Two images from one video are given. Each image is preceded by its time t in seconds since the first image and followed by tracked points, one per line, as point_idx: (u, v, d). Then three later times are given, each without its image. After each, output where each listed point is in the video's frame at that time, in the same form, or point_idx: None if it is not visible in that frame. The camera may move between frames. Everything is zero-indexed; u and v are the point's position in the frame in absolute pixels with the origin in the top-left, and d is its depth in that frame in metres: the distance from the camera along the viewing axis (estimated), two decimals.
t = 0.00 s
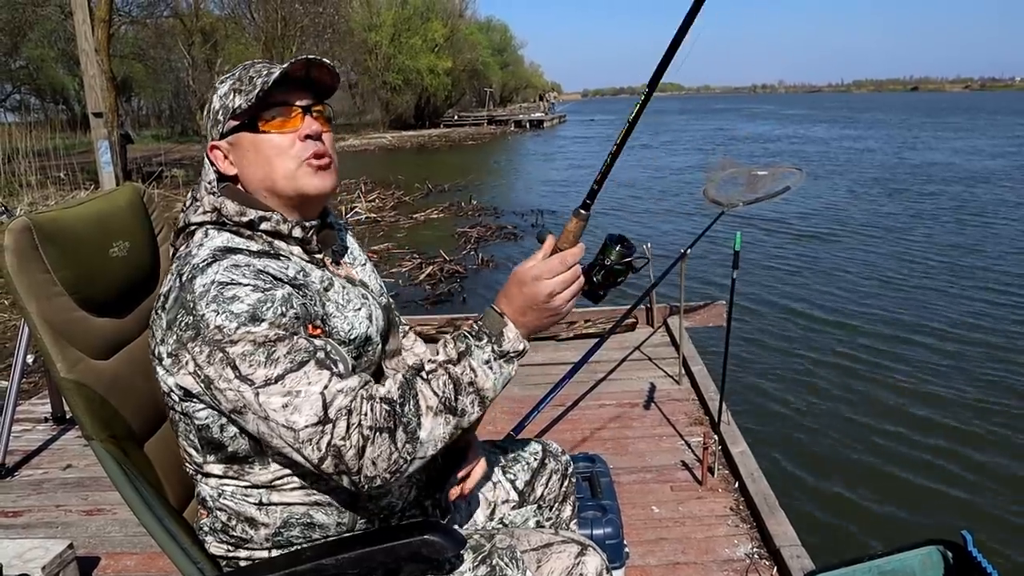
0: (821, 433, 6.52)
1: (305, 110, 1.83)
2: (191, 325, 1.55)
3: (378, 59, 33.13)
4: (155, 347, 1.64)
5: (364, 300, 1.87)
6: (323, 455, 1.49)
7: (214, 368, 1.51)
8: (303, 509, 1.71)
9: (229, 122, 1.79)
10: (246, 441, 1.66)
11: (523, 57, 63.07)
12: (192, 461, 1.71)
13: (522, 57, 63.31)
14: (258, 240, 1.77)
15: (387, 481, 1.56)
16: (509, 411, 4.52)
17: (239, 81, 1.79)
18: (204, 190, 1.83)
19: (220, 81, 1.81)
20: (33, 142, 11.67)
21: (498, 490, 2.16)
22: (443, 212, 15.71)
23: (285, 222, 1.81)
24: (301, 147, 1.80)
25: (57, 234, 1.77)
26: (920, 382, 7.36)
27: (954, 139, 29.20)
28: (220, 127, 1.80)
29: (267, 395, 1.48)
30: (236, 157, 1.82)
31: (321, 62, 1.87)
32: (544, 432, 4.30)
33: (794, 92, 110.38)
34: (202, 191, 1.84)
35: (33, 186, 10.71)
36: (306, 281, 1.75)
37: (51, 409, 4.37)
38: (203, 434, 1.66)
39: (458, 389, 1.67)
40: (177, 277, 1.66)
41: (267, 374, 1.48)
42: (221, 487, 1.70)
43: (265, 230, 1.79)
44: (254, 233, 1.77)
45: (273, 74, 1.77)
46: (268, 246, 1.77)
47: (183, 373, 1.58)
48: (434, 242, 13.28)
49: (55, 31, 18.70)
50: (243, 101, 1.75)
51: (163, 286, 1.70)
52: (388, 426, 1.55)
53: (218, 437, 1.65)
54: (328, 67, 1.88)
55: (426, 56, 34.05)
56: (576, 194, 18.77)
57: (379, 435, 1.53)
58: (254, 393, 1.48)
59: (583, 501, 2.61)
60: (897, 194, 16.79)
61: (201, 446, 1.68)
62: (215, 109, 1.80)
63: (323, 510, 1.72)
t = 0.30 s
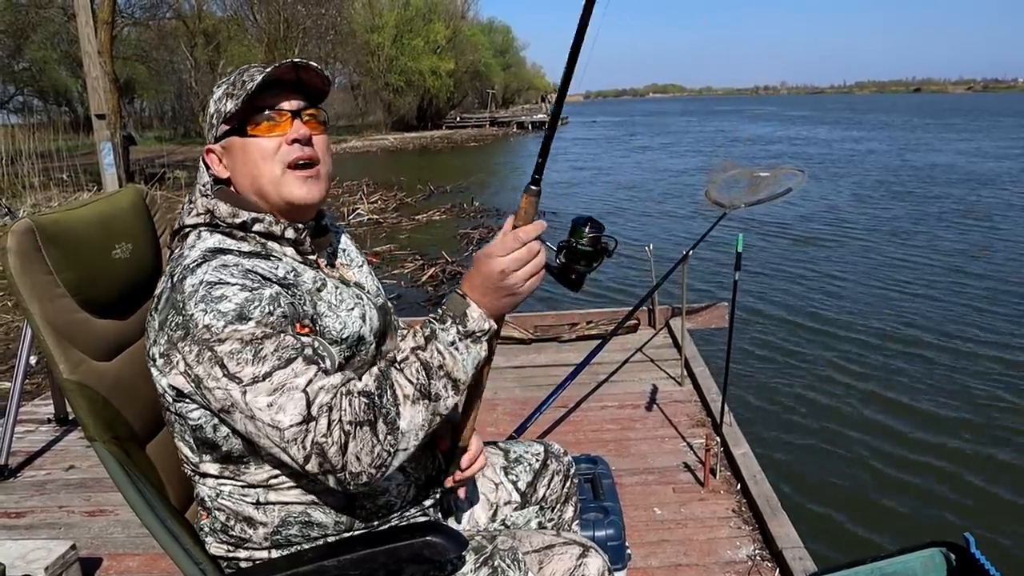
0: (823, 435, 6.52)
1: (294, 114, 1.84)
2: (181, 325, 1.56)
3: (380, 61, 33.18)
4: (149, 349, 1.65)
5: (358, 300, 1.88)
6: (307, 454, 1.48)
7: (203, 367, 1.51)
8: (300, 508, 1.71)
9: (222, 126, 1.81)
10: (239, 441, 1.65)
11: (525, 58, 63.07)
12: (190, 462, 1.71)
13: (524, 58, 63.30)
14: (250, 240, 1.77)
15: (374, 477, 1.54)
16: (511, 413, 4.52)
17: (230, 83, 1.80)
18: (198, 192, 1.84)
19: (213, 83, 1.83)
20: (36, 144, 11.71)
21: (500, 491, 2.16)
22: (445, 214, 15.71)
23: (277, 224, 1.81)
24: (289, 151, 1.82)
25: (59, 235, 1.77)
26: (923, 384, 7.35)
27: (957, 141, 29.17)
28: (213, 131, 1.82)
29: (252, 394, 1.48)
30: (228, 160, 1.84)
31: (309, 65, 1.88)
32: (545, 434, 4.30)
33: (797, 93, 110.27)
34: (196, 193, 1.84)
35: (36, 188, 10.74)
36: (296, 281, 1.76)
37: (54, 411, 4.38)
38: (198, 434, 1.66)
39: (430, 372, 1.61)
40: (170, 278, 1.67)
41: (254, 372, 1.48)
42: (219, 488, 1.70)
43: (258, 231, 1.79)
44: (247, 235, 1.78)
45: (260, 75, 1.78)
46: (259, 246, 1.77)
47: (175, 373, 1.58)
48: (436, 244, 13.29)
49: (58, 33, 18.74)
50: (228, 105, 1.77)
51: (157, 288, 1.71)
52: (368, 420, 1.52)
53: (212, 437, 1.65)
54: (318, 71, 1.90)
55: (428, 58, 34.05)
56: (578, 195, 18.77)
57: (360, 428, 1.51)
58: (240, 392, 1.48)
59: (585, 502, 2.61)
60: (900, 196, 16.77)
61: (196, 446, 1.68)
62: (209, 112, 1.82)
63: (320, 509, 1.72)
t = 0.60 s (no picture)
0: (825, 436, 6.51)
1: (286, 117, 1.85)
2: (176, 325, 1.57)
3: (382, 62, 33.21)
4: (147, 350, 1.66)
5: (356, 300, 1.88)
6: (298, 455, 1.49)
7: (197, 366, 1.52)
8: (301, 509, 1.71)
9: (216, 128, 1.82)
10: (236, 442, 1.65)
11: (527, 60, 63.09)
12: (190, 463, 1.72)
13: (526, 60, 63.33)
14: (248, 242, 1.77)
15: (364, 475, 1.55)
16: (512, 414, 4.52)
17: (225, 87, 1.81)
18: (197, 194, 1.84)
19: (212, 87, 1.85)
20: (38, 145, 11.72)
21: (502, 492, 2.16)
22: (446, 215, 15.72)
23: (276, 226, 1.81)
24: (279, 152, 1.83)
25: (62, 237, 1.78)
26: (925, 386, 7.34)
27: (959, 142, 29.14)
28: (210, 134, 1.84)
29: (242, 394, 1.48)
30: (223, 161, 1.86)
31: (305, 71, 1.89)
32: (547, 435, 4.29)
33: (798, 95, 110.23)
34: (196, 195, 1.84)
35: (38, 190, 10.76)
36: (293, 282, 1.77)
37: (56, 412, 4.38)
38: (196, 435, 1.66)
39: (409, 364, 1.64)
40: (167, 279, 1.68)
41: (247, 371, 1.49)
42: (219, 489, 1.71)
43: (256, 233, 1.79)
44: (245, 236, 1.78)
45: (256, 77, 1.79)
46: (257, 248, 1.77)
47: (171, 373, 1.58)
48: (437, 246, 13.30)
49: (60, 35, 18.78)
50: (222, 106, 1.79)
51: (155, 290, 1.71)
52: (355, 415, 1.53)
53: (210, 438, 1.65)
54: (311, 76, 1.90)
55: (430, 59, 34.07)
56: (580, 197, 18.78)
57: (348, 424, 1.52)
58: (233, 392, 1.49)
59: (587, 504, 2.61)
60: (902, 197, 16.76)
61: (195, 447, 1.68)
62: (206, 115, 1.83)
63: (319, 510, 1.73)
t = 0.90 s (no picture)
0: (825, 437, 6.51)
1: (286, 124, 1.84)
2: (175, 324, 1.57)
3: (381, 64, 33.22)
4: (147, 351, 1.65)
5: (357, 302, 1.88)
6: (298, 451, 1.49)
7: (196, 365, 1.52)
8: (300, 510, 1.71)
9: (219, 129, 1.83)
10: (236, 442, 1.65)
11: (527, 62, 63.12)
12: (190, 464, 1.71)
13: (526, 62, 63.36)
14: (249, 244, 1.76)
15: (364, 470, 1.55)
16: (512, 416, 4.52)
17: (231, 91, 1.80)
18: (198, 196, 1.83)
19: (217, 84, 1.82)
20: (38, 147, 11.73)
21: (501, 494, 2.15)
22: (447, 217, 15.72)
23: (276, 228, 1.81)
24: (278, 161, 1.83)
25: (61, 238, 1.78)
26: (924, 387, 7.34)
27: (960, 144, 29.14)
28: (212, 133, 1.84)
29: (240, 390, 1.49)
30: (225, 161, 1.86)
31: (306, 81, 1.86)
32: (546, 437, 4.29)
33: (797, 97, 110.30)
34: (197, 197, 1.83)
35: (38, 191, 10.77)
36: (292, 282, 1.77)
37: (56, 413, 4.38)
38: (196, 435, 1.66)
39: (408, 355, 1.65)
40: (166, 279, 1.68)
41: (247, 369, 1.49)
42: (218, 490, 1.70)
43: (257, 234, 1.78)
44: (245, 238, 1.77)
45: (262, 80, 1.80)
46: (258, 249, 1.76)
47: (171, 373, 1.59)
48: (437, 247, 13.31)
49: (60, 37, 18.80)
50: (223, 108, 1.79)
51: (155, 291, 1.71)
52: (355, 409, 1.54)
53: (210, 439, 1.65)
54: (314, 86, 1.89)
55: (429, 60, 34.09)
56: (579, 198, 18.79)
57: (348, 418, 1.53)
58: (233, 389, 1.49)
59: (586, 505, 2.61)
60: (902, 200, 16.76)
61: (194, 447, 1.68)
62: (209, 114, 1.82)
63: (319, 511, 1.72)
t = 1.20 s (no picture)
0: (823, 439, 6.51)
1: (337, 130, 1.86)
2: (184, 325, 1.58)
3: (381, 65, 33.22)
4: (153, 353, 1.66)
5: (360, 301, 1.91)
6: (317, 439, 1.50)
7: (209, 363, 1.54)
8: (302, 511, 1.71)
9: (268, 125, 1.76)
10: (244, 442, 1.66)
11: (526, 63, 63.15)
12: (192, 465, 1.72)
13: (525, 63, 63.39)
14: (254, 245, 1.77)
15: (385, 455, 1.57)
16: (512, 417, 4.51)
17: (280, 86, 1.78)
18: (204, 196, 1.84)
19: (256, 78, 1.79)
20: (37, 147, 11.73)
21: (500, 495, 2.15)
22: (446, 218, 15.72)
23: (282, 229, 1.80)
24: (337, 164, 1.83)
25: (60, 239, 1.78)
26: (923, 389, 7.35)
27: (960, 145, 29.14)
28: (255, 128, 1.75)
29: (257, 383, 1.50)
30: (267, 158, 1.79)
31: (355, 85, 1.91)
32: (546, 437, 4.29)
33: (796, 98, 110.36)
34: (203, 197, 1.84)
35: (36, 192, 10.76)
36: (299, 281, 1.78)
37: (55, 414, 4.38)
38: (202, 436, 1.66)
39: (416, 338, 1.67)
40: (171, 281, 1.68)
41: (261, 364, 1.51)
42: (221, 491, 1.71)
43: (262, 235, 1.78)
44: (251, 239, 1.77)
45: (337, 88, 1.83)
46: (264, 250, 1.77)
47: (182, 376, 1.60)
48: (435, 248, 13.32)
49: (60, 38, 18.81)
50: (299, 107, 1.76)
51: (160, 292, 1.72)
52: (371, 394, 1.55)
53: (216, 439, 1.66)
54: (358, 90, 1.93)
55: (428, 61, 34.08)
56: (578, 199, 18.80)
57: (364, 403, 1.54)
58: (248, 385, 1.50)
59: (585, 506, 2.61)
60: (902, 201, 16.77)
61: (199, 449, 1.69)
62: (251, 109, 1.76)
63: (321, 512, 1.73)
